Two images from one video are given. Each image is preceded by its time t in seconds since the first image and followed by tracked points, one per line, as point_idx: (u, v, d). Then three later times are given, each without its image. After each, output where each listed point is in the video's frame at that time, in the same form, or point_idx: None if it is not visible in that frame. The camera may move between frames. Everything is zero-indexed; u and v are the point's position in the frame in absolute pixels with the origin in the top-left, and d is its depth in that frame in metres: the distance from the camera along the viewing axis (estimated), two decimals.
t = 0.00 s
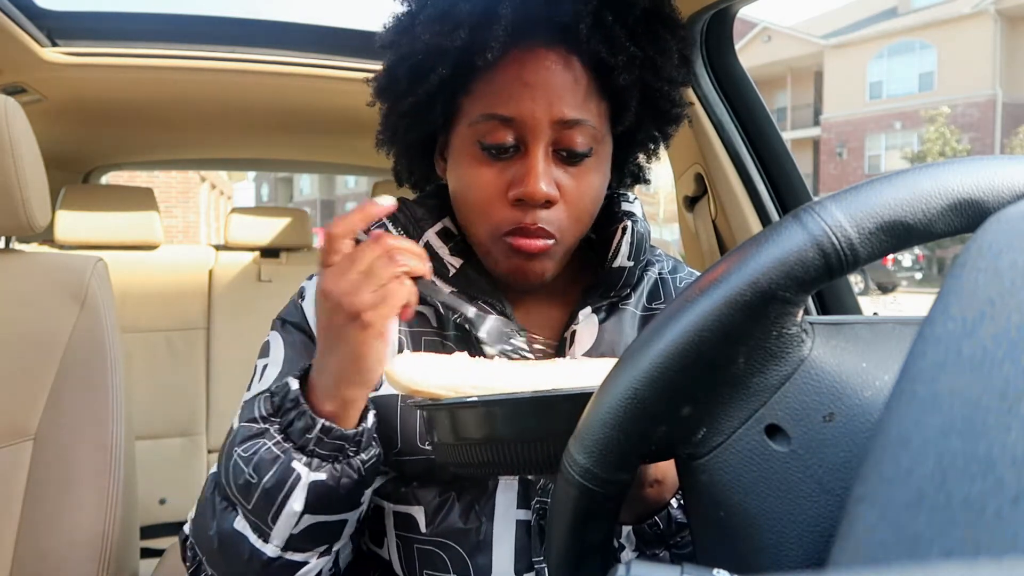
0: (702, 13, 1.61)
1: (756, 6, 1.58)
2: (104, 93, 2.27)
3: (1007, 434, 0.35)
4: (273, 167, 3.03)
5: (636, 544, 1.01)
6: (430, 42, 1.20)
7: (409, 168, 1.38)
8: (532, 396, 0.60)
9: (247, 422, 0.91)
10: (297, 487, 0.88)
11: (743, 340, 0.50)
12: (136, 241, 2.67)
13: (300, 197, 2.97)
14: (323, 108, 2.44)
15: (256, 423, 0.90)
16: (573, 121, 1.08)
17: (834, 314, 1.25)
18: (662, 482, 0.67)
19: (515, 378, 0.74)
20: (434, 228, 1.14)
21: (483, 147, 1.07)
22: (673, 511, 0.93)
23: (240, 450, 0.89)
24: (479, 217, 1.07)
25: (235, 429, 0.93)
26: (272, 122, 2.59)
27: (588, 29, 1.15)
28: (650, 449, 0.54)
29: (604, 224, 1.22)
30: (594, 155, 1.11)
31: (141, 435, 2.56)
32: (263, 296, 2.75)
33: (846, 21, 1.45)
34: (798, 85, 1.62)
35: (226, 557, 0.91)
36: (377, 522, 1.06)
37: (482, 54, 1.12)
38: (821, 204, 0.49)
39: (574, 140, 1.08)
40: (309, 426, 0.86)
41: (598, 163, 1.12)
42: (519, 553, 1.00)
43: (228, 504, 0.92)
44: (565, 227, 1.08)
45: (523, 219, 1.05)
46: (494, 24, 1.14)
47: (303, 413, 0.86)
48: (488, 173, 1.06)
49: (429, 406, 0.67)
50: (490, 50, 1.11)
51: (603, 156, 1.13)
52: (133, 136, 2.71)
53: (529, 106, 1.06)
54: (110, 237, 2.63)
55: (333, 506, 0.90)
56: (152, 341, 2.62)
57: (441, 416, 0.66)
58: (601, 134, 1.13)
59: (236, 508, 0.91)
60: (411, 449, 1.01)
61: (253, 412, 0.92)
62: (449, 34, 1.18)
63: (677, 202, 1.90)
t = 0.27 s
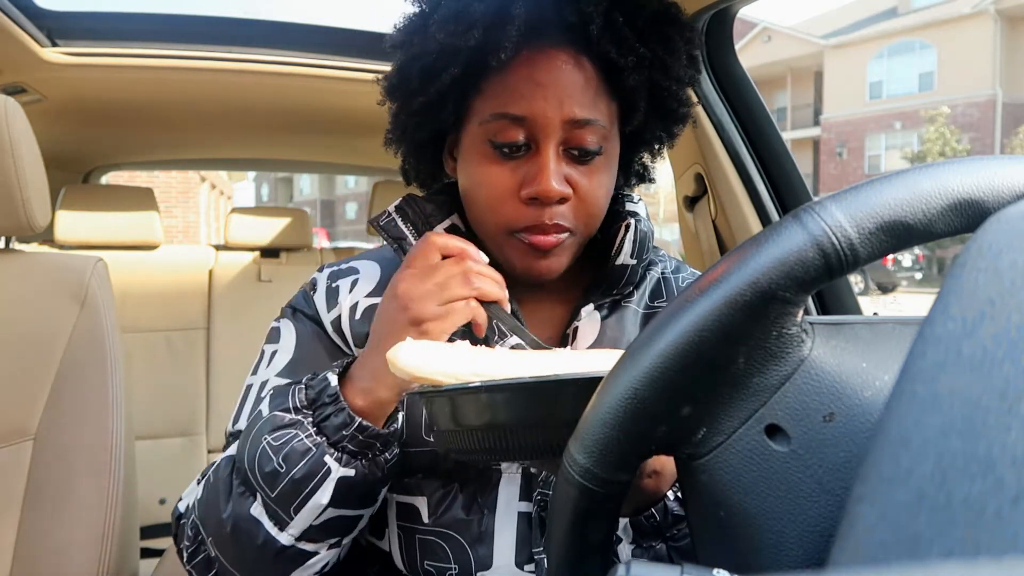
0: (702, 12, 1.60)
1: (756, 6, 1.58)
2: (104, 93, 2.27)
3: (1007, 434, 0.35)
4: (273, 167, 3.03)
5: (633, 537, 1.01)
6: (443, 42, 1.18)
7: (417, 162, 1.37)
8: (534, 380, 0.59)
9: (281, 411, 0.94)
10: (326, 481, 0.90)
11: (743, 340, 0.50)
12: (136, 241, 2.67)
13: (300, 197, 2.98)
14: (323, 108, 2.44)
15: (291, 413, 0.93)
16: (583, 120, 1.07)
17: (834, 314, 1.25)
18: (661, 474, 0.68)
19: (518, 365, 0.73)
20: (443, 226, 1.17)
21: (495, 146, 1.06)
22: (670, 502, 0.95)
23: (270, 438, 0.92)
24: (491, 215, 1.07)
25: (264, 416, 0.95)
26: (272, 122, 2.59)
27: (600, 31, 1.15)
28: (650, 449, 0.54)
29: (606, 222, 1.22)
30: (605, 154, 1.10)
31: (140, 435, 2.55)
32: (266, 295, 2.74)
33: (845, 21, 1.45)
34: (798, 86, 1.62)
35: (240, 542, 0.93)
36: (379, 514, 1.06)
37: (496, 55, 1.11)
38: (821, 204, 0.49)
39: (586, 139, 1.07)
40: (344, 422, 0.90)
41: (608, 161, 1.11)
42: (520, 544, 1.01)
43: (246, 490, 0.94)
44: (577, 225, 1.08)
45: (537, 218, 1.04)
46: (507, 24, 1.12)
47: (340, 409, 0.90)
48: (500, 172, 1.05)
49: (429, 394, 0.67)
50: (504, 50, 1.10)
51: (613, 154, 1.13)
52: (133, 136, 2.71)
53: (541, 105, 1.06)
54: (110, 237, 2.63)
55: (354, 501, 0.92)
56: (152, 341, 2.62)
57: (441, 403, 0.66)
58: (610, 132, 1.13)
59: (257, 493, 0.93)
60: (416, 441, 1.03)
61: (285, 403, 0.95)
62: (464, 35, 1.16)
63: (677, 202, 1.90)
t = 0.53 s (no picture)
0: (701, 13, 1.60)
1: (756, 6, 1.58)
2: (104, 93, 2.27)
3: (1007, 434, 0.35)
4: (273, 167, 3.03)
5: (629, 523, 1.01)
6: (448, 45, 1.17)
7: (417, 161, 1.36)
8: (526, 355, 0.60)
9: (288, 399, 0.94)
10: (335, 467, 0.90)
11: (743, 340, 0.50)
12: (136, 241, 2.67)
13: (300, 197, 2.98)
14: (323, 108, 2.44)
15: (300, 401, 0.94)
16: (588, 124, 1.07)
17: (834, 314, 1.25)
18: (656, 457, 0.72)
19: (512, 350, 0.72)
20: (446, 222, 1.16)
21: (500, 149, 1.06)
22: (666, 486, 0.94)
23: (278, 425, 0.92)
24: (496, 218, 1.07)
25: (271, 405, 0.95)
26: (272, 123, 2.59)
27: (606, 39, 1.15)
28: (650, 449, 0.54)
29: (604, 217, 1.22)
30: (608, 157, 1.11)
31: (141, 436, 2.55)
32: (263, 296, 2.75)
33: (845, 21, 1.45)
34: (798, 85, 1.62)
35: (249, 532, 0.93)
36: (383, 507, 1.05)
37: (504, 61, 1.09)
38: (821, 204, 0.49)
39: (590, 143, 1.07)
40: (353, 408, 0.90)
41: (611, 164, 1.12)
42: (525, 534, 1.01)
43: (254, 479, 0.94)
44: (580, 229, 1.08)
45: (541, 222, 1.05)
46: (515, 30, 1.11)
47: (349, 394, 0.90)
48: (505, 176, 1.06)
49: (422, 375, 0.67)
50: (511, 56, 1.09)
51: (615, 156, 1.13)
52: (133, 136, 2.71)
53: (546, 110, 1.06)
54: (110, 237, 2.63)
55: (363, 488, 0.93)
56: (152, 341, 2.62)
57: (435, 382, 0.67)
58: (613, 136, 1.13)
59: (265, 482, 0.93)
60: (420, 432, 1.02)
61: (292, 391, 0.95)
62: (471, 41, 1.14)
63: (677, 202, 1.90)
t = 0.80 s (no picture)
0: (701, 13, 1.60)
1: (756, 6, 1.58)
2: (104, 93, 2.27)
3: (1007, 434, 0.35)
4: (273, 167, 3.03)
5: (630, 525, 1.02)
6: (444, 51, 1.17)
7: (413, 163, 1.36)
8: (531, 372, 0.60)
9: (279, 408, 0.95)
10: (325, 474, 0.91)
11: (743, 340, 0.50)
12: (136, 241, 2.67)
13: (300, 197, 2.98)
14: (323, 108, 2.44)
15: (289, 409, 0.94)
16: (586, 129, 1.07)
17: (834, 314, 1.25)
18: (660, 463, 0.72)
19: (512, 355, 0.73)
20: (440, 223, 1.16)
21: (497, 156, 1.06)
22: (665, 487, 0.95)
23: (269, 434, 0.92)
24: (494, 224, 1.07)
25: (263, 415, 0.96)
26: (272, 123, 2.59)
27: (604, 44, 1.15)
28: (650, 449, 0.54)
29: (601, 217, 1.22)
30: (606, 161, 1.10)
31: (141, 436, 2.55)
32: (262, 296, 2.75)
33: (845, 21, 1.45)
34: (798, 86, 1.62)
35: (246, 540, 0.94)
36: (381, 509, 1.06)
37: (502, 68, 1.09)
38: (821, 204, 0.49)
39: (588, 148, 1.07)
40: (342, 416, 0.90)
41: (609, 168, 1.12)
42: (520, 537, 1.01)
43: (249, 488, 0.95)
44: (577, 235, 1.08)
45: (538, 228, 1.05)
46: (513, 36, 1.11)
47: (337, 401, 0.90)
48: (503, 182, 1.05)
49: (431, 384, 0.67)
50: (507, 64, 1.09)
51: (613, 160, 1.13)
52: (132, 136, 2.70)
53: (544, 116, 1.05)
54: (110, 237, 2.63)
55: (355, 494, 0.93)
56: (152, 341, 2.62)
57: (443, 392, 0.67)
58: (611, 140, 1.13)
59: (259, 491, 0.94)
60: (416, 435, 1.02)
61: (283, 400, 0.96)
62: (468, 48, 1.14)
63: (677, 202, 1.90)
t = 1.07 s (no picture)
0: (702, 13, 1.60)
1: (756, 6, 1.58)
2: (104, 93, 2.27)
3: (1007, 433, 0.35)
4: (273, 167, 3.03)
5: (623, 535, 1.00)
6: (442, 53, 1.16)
7: (409, 163, 1.37)
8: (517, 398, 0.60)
9: (262, 418, 0.94)
10: (312, 482, 0.91)
11: (743, 340, 0.50)
12: (137, 241, 2.67)
13: (300, 197, 2.97)
14: (323, 108, 2.44)
15: (272, 419, 0.94)
16: (585, 130, 1.07)
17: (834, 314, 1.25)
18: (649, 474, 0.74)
19: (497, 373, 0.70)
20: (435, 225, 1.15)
21: (495, 157, 1.06)
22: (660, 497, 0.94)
23: (255, 445, 0.92)
24: (491, 225, 1.07)
25: (250, 425, 0.95)
26: (272, 122, 2.59)
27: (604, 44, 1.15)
28: (650, 449, 0.54)
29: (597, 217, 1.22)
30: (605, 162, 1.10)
31: (141, 436, 2.55)
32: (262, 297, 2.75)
33: (846, 21, 1.45)
34: (798, 86, 1.62)
35: (241, 550, 0.94)
36: (378, 515, 1.06)
37: (502, 69, 1.09)
38: (821, 204, 0.49)
39: (587, 149, 1.07)
40: (325, 423, 0.91)
41: (607, 168, 1.12)
42: (516, 543, 1.01)
43: (240, 498, 0.95)
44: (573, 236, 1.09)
45: (535, 230, 1.05)
46: (513, 37, 1.10)
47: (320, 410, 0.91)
48: (501, 184, 1.05)
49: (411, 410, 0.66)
50: (507, 66, 1.09)
51: (612, 161, 1.13)
52: (132, 136, 2.70)
53: (542, 117, 1.05)
54: (110, 236, 2.63)
55: (344, 501, 0.93)
56: (152, 341, 2.62)
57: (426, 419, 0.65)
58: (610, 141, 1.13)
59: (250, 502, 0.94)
60: (411, 441, 1.02)
61: (267, 409, 0.95)
62: (466, 50, 1.13)
63: (677, 202, 1.90)
